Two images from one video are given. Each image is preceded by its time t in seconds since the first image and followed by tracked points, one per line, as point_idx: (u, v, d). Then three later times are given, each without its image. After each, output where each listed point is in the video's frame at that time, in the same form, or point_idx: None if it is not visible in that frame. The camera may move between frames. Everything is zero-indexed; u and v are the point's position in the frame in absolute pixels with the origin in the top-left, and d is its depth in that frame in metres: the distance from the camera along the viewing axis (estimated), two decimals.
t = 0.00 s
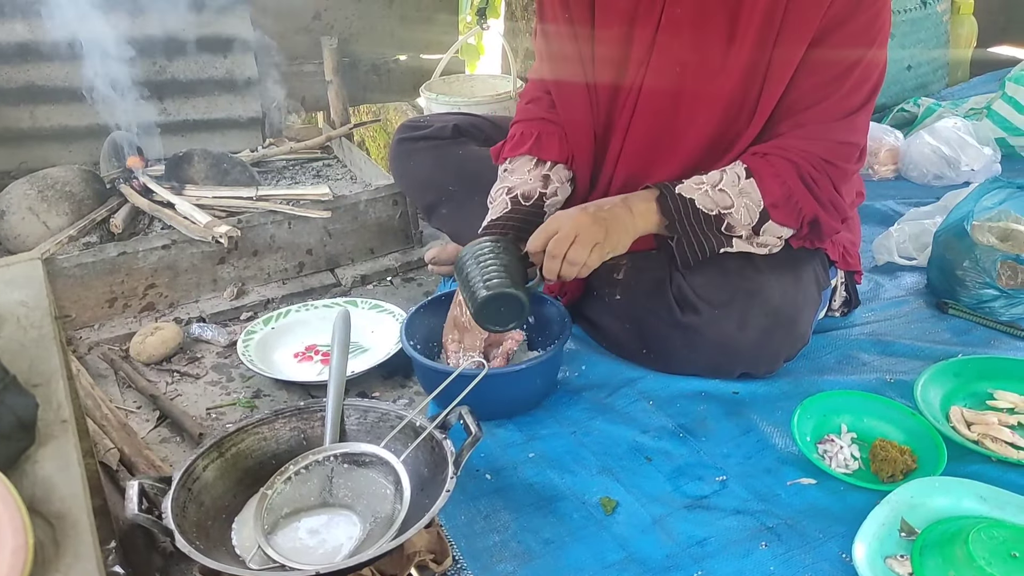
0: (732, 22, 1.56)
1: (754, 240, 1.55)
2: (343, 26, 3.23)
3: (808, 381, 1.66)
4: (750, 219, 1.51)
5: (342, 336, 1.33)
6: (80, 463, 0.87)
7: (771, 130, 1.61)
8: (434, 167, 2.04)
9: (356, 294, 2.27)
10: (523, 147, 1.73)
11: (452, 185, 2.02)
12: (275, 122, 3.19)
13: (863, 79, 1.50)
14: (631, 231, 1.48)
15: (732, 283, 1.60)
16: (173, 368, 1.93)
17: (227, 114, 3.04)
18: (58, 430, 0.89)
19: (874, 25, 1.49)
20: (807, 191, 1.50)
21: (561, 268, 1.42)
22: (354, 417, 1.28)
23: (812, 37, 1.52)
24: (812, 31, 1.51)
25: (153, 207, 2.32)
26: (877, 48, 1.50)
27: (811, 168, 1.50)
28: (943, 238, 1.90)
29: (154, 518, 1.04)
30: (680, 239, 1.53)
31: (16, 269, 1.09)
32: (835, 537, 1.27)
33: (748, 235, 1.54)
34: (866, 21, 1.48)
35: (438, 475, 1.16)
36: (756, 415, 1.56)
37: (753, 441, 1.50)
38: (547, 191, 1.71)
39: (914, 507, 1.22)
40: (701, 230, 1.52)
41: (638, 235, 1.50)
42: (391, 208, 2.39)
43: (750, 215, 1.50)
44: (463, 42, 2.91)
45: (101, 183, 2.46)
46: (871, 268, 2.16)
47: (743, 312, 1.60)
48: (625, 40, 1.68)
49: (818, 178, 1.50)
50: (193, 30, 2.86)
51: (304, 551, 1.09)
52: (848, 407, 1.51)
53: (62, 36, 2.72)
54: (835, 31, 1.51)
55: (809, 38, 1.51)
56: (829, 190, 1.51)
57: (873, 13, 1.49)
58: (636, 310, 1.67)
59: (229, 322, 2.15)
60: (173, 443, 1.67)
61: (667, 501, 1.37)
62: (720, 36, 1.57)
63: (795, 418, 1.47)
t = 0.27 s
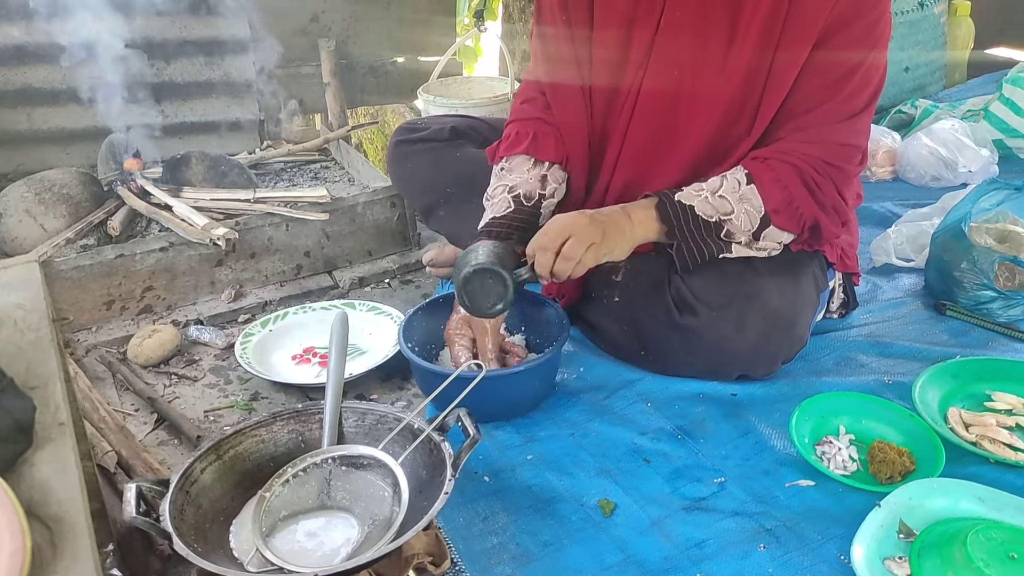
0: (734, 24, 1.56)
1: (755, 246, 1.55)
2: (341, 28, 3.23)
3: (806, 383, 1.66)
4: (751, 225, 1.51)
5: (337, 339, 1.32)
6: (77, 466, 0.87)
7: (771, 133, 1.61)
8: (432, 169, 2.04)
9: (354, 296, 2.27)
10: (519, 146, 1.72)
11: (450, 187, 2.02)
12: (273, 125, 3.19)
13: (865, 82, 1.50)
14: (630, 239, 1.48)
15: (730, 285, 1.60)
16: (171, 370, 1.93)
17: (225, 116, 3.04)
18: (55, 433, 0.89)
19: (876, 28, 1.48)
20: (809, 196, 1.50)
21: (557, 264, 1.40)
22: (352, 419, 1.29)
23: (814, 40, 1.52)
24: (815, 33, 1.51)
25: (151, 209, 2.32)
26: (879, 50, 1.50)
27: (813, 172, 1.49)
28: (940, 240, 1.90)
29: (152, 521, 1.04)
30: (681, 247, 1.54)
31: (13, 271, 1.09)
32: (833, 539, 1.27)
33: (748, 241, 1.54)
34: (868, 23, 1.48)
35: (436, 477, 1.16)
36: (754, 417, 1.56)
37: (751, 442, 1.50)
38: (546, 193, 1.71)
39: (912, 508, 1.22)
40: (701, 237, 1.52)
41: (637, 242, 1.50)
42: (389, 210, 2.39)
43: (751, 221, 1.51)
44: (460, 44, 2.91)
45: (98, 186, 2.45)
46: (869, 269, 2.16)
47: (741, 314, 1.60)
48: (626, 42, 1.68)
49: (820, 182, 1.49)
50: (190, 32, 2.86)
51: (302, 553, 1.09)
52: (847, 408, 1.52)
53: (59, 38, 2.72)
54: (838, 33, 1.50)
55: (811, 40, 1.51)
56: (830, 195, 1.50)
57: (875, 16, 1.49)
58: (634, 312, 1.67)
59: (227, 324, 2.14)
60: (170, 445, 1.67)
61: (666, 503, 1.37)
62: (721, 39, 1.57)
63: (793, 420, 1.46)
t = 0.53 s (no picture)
0: (736, 25, 1.56)
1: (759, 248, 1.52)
2: (339, 29, 3.23)
3: (805, 383, 1.66)
4: (757, 228, 1.48)
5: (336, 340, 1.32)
6: (76, 468, 0.87)
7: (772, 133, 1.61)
8: (431, 170, 2.04)
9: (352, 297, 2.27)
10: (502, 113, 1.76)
11: (449, 188, 2.02)
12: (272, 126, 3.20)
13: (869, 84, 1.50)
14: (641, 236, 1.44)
15: (729, 286, 1.60)
16: (169, 371, 1.93)
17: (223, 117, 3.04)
18: (54, 435, 0.89)
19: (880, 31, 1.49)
20: (815, 199, 1.48)
21: (565, 254, 1.36)
22: (351, 420, 1.29)
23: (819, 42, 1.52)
24: (819, 35, 1.51)
25: (149, 210, 2.31)
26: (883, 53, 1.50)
27: (820, 176, 1.48)
28: (938, 241, 1.90)
29: (151, 522, 1.04)
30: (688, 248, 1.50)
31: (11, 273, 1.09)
32: (831, 540, 1.27)
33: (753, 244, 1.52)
34: (873, 26, 1.48)
35: (434, 478, 1.16)
36: (753, 417, 1.56)
37: (750, 443, 1.50)
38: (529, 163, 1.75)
39: (911, 509, 1.22)
40: (708, 239, 1.49)
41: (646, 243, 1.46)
42: (388, 211, 2.39)
43: (758, 223, 1.48)
44: (458, 45, 2.91)
45: (97, 187, 2.45)
46: (867, 270, 2.16)
47: (739, 315, 1.60)
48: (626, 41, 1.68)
49: (826, 185, 1.48)
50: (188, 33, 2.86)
51: (301, 555, 1.09)
52: (845, 409, 1.51)
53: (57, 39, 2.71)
54: (842, 36, 1.51)
55: (815, 42, 1.51)
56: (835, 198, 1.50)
57: (880, 19, 1.49)
58: (633, 313, 1.67)
59: (225, 325, 2.14)
60: (169, 447, 1.67)
61: (664, 503, 1.37)
62: (723, 39, 1.57)
63: (792, 420, 1.46)
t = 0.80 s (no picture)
0: (739, 24, 1.56)
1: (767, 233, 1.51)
2: (338, 29, 3.23)
3: (804, 383, 1.67)
4: (769, 213, 1.47)
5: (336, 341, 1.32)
6: (74, 468, 0.87)
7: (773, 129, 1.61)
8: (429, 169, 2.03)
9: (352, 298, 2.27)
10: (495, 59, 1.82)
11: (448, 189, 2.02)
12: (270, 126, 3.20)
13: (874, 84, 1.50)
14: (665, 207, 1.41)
15: (728, 285, 1.60)
16: (168, 372, 1.93)
17: (223, 118, 3.04)
18: (53, 435, 0.89)
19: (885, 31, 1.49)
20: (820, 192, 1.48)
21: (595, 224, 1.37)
22: (349, 420, 1.29)
23: (822, 41, 1.52)
24: (821, 35, 1.51)
25: (148, 211, 2.31)
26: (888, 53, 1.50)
27: (827, 169, 1.48)
28: (937, 240, 1.90)
29: (150, 523, 1.04)
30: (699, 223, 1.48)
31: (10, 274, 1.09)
32: (830, 540, 1.27)
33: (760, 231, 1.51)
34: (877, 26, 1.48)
35: (434, 479, 1.16)
36: (752, 417, 1.56)
37: (749, 443, 1.50)
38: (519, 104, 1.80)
39: (910, 509, 1.22)
40: (720, 219, 1.47)
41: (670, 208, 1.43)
42: (387, 211, 2.39)
43: (771, 209, 1.47)
44: (457, 46, 2.91)
45: (96, 187, 2.45)
46: (866, 269, 2.16)
47: (738, 315, 1.61)
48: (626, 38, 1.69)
49: (830, 180, 1.48)
50: (187, 33, 2.86)
51: (300, 555, 1.09)
52: (845, 409, 1.51)
53: (56, 40, 2.71)
54: (846, 35, 1.51)
55: (818, 41, 1.52)
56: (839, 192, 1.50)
57: (884, 20, 1.49)
58: (633, 314, 1.67)
59: (224, 326, 2.14)
60: (168, 447, 1.67)
61: (664, 503, 1.37)
62: (725, 38, 1.57)
63: (791, 420, 1.46)
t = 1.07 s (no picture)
0: (741, 25, 1.56)
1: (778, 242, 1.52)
2: (339, 29, 3.22)
3: (806, 384, 1.66)
4: (780, 221, 1.48)
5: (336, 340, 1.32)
6: (74, 469, 0.86)
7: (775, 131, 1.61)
8: (429, 168, 2.03)
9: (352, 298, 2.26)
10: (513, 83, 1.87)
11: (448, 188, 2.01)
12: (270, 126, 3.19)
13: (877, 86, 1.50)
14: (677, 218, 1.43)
15: (730, 285, 1.60)
16: (168, 372, 1.93)
17: (222, 118, 3.03)
18: (53, 436, 0.89)
19: (887, 33, 1.49)
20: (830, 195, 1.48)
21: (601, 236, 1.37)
22: (350, 421, 1.28)
23: (824, 43, 1.52)
24: (823, 36, 1.51)
25: (147, 211, 2.31)
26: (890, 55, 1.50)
27: (837, 173, 1.48)
28: (939, 241, 1.90)
29: (150, 524, 1.03)
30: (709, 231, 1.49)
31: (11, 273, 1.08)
32: (832, 541, 1.26)
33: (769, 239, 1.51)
34: (879, 28, 1.48)
35: (434, 479, 1.15)
36: (754, 418, 1.56)
37: (750, 443, 1.49)
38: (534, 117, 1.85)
39: (912, 510, 1.22)
40: (730, 227, 1.48)
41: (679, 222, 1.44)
42: (387, 211, 2.39)
43: (781, 217, 1.48)
44: (457, 45, 2.91)
45: (96, 187, 2.45)
46: (867, 270, 2.16)
47: (740, 315, 1.60)
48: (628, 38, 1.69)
49: (838, 183, 1.48)
50: (187, 32, 2.86)
51: (301, 556, 1.08)
52: (846, 410, 1.51)
53: (56, 40, 2.71)
54: (848, 36, 1.51)
55: (819, 42, 1.52)
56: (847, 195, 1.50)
57: (885, 21, 1.49)
58: (634, 314, 1.67)
59: (224, 326, 2.14)
60: (168, 447, 1.67)
61: (665, 504, 1.36)
62: (727, 38, 1.57)
63: (793, 421, 1.46)
